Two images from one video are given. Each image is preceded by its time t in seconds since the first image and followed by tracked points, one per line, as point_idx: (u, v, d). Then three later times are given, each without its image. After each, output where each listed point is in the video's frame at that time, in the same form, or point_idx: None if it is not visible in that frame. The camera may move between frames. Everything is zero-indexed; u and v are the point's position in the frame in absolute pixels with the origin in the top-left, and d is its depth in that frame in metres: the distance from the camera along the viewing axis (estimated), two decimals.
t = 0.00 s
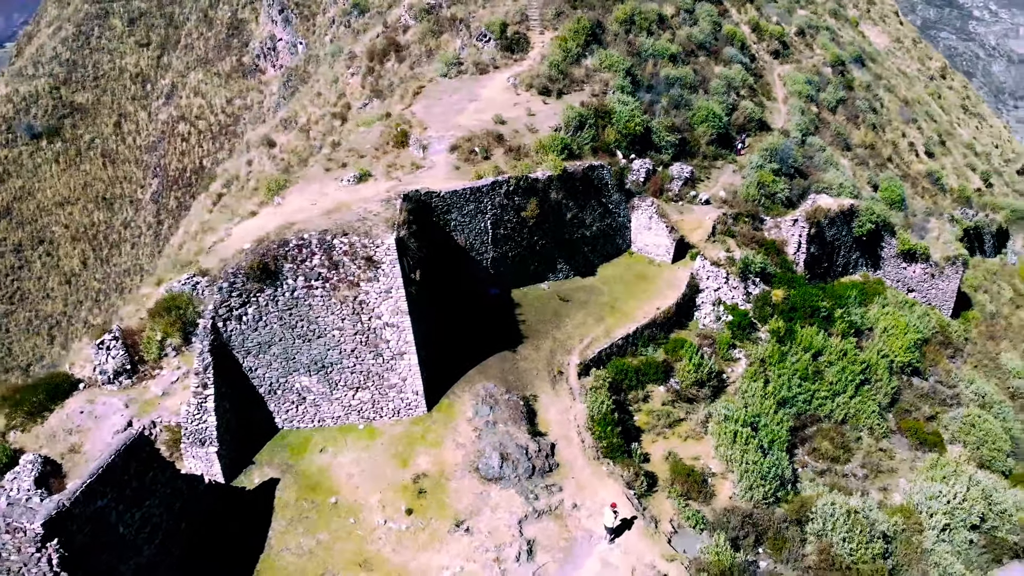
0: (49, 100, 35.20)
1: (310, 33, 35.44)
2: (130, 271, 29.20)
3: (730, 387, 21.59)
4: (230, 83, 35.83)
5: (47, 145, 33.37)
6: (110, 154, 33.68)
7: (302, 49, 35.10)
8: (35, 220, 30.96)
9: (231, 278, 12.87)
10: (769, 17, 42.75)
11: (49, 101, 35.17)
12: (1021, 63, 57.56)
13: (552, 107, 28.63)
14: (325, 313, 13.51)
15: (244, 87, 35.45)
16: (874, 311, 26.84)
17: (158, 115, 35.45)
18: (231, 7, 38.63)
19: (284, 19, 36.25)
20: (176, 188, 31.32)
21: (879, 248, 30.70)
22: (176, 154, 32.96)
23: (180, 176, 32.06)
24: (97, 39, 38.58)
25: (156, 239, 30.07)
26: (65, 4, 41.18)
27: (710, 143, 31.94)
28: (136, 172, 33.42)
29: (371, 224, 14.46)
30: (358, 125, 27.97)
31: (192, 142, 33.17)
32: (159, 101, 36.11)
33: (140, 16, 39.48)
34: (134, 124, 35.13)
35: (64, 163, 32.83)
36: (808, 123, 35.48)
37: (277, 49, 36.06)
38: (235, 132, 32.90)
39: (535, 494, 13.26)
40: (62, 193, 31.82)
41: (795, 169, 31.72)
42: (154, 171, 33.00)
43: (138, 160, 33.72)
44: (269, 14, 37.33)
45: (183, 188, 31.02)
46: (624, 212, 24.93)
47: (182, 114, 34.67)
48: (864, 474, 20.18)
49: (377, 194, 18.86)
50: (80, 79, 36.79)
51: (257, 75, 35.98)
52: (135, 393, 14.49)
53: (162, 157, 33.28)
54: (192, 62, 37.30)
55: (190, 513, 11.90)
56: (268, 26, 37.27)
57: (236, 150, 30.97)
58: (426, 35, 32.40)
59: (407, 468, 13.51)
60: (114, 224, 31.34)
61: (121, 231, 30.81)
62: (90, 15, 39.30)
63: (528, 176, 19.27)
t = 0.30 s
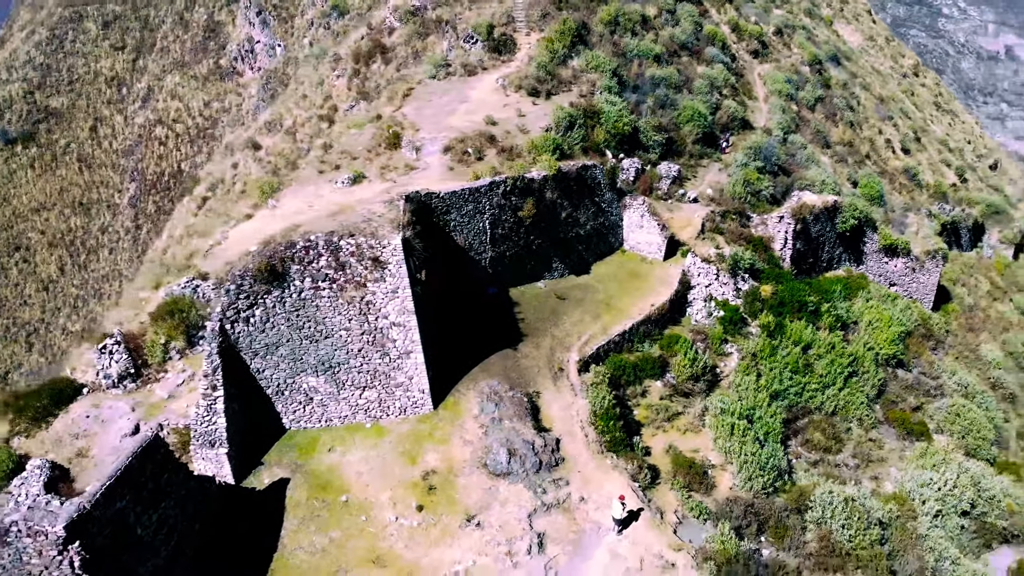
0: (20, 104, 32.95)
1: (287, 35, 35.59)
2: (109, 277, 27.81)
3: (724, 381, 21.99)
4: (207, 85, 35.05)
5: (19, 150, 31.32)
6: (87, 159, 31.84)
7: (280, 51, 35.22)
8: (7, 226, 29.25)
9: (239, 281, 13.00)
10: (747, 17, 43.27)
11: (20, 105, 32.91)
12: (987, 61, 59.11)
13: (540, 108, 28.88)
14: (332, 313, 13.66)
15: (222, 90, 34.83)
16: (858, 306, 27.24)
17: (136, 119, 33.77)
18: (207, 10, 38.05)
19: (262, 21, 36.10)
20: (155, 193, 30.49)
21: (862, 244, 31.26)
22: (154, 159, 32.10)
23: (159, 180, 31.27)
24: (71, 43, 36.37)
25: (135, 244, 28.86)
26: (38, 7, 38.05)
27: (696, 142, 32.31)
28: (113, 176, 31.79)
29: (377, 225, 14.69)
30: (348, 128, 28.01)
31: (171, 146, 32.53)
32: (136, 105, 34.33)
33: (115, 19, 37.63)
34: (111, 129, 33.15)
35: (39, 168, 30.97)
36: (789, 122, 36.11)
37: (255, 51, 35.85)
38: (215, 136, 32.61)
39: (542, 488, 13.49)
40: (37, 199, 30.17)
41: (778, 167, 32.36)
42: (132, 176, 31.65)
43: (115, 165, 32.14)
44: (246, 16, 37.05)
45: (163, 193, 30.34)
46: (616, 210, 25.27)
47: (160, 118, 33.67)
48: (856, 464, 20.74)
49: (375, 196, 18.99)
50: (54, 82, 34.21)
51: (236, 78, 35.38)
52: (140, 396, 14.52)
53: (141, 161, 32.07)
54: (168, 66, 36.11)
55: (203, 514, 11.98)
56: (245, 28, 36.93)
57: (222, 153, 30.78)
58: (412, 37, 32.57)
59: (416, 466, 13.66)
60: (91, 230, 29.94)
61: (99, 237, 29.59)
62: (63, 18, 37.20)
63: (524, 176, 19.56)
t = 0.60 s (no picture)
0: None
1: (268, 36, 34.97)
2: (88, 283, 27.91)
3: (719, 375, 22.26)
4: (186, 88, 34.26)
5: None
6: (64, 162, 30.46)
7: (260, 52, 34.60)
8: None
9: (248, 282, 13.14)
10: (728, 16, 43.70)
11: None
12: (959, 56, 61.62)
13: (532, 108, 29.11)
14: (340, 313, 13.81)
15: (200, 92, 34.15)
16: (845, 300, 27.58)
17: (114, 123, 32.39)
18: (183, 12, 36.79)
19: (241, 22, 35.46)
20: (135, 197, 29.84)
21: (847, 238, 31.82)
22: (134, 163, 31.22)
23: (138, 184, 30.62)
24: (47, 46, 33.85)
25: (116, 249, 28.53)
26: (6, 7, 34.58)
27: (683, 140, 32.64)
28: (92, 181, 30.54)
29: (384, 225, 14.90)
30: (340, 130, 28.09)
31: (150, 150, 31.66)
32: (113, 108, 32.83)
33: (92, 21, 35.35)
34: (89, 132, 31.72)
35: (15, 173, 29.63)
36: (772, 119, 36.70)
37: (235, 53, 35.14)
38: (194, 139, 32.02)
39: (552, 482, 13.72)
40: (13, 203, 29.09)
41: (763, 164, 32.92)
42: (111, 180, 30.56)
43: (93, 169, 30.88)
44: (224, 17, 36.27)
45: (142, 198, 29.74)
46: (610, 208, 25.63)
47: (139, 121, 32.59)
48: (849, 454, 21.27)
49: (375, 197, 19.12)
50: (31, 87, 32.24)
51: (214, 80, 34.73)
52: (148, 399, 14.54)
53: (120, 165, 31.02)
54: (145, 68, 34.70)
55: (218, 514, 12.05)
56: (224, 30, 36.19)
57: (210, 155, 30.67)
58: (399, 38, 32.67)
59: (427, 462, 13.83)
60: (70, 236, 29.12)
61: (78, 242, 28.87)
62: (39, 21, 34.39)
63: (521, 175, 19.83)
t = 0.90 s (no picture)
0: None
1: (247, 38, 34.97)
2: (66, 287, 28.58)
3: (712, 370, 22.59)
4: (164, 89, 34.83)
5: None
6: (40, 166, 31.65)
7: (240, 54, 34.71)
8: None
9: (256, 283, 13.24)
10: (709, 16, 44.19)
11: None
12: (930, 53, 66.87)
13: (522, 109, 29.35)
14: (347, 313, 13.94)
15: (179, 94, 34.63)
16: (830, 295, 28.06)
17: (91, 126, 33.63)
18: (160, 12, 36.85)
19: (220, 24, 35.35)
20: (113, 200, 30.90)
21: (830, 234, 32.30)
22: (112, 165, 32.31)
23: (116, 187, 31.65)
24: (19, 48, 35.17)
25: (94, 252, 29.45)
26: None
27: (670, 139, 33.03)
28: (69, 184, 31.79)
29: (389, 225, 15.09)
30: (330, 133, 28.19)
31: (128, 152, 32.67)
32: (90, 111, 34.04)
33: (66, 24, 36.24)
34: (66, 135, 32.90)
35: None
36: (755, 118, 37.32)
37: (213, 55, 35.27)
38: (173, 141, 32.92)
39: (558, 475, 13.96)
40: None
41: (748, 162, 33.41)
42: (89, 183, 31.82)
43: (70, 172, 32.11)
44: (201, 18, 36.21)
45: (121, 200, 30.81)
46: (603, 207, 25.98)
47: (116, 124, 33.61)
48: (840, 445, 21.74)
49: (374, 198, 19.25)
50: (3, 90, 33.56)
51: (192, 82, 35.20)
52: (154, 401, 14.57)
53: (98, 168, 32.31)
54: (122, 70, 35.36)
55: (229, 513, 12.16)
56: (202, 31, 36.19)
57: (196, 158, 30.58)
58: (387, 39, 32.73)
59: (434, 459, 14.02)
60: (48, 239, 30.10)
61: (56, 245, 29.75)
62: (12, 24, 35.64)
63: (518, 176, 20.10)
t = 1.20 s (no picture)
0: None
1: (227, 40, 34.60)
2: (48, 292, 29.05)
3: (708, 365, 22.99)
4: (143, 93, 34.33)
5: None
6: (19, 172, 32.71)
7: (220, 56, 34.25)
8: None
9: (266, 285, 13.37)
10: (691, 16, 44.64)
11: None
12: (903, 50, 66.61)
13: (513, 109, 29.57)
14: (356, 313, 14.07)
15: (159, 97, 34.09)
16: (818, 290, 28.61)
17: (67, 130, 34.01)
18: (140, 15, 36.26)
19: (200, 26, 34.89)
20: (93, 204, 31.13)
21: (816, 231, 32.84)
22: (91, 169, 32.57)
23: (96, 191, 31.89)
24: None
25: (74, 257, 29.70)
26: None
27: (659, 139, 33.47)
28: (47, 189, 32.54)
29: (395, 226, 15.29)
30: (324, 135, 28.30)
31: (107, 156, 32.73)
32: (68, 115, 34.40)
33: (43, 27, 36.68)
34: (42, 139, 33.78)
35: None
36: (739, 117, 37.84)
37: (193, 58, 34.64)
38: (153, 145, 32.50)
39: (566, 470, 14.20)
40: None
41: (735, 160, 33.89)
42: (68, 187, 32.43)
43: (48, 177, 32.85)
44: (182, 20, 35.53)
45: (100, 204, 31.01)
46: (597, 206, 26.24)
47: (95, 127, 33.68)
48: (834, 436, 22.20)
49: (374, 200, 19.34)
50: None
51: (172, 85, 34.55)
52: (162, 403, 14.59)
53: (76, 171, 32.67)
54: (100, 72, 35.24)
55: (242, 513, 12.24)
56: (182, 34, 35.44)
57: (183, 162, 30.41)
58: (375, 41, 32.78)
59: (444, 456, 14.19)
60: (26, 244, 31.09)
61: (35, 250, 30.75)
62: None
63: (516, 176, 20.34)
